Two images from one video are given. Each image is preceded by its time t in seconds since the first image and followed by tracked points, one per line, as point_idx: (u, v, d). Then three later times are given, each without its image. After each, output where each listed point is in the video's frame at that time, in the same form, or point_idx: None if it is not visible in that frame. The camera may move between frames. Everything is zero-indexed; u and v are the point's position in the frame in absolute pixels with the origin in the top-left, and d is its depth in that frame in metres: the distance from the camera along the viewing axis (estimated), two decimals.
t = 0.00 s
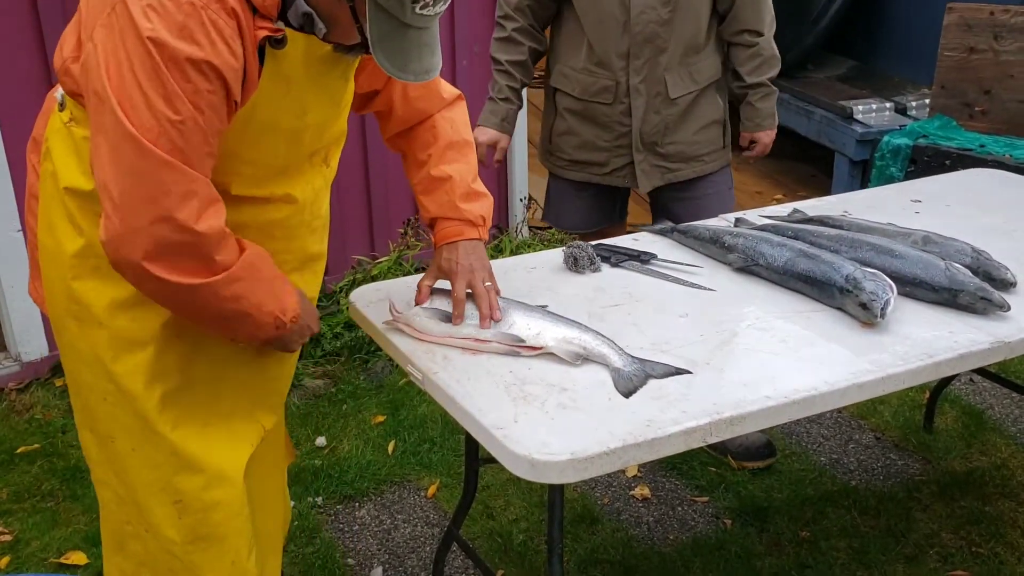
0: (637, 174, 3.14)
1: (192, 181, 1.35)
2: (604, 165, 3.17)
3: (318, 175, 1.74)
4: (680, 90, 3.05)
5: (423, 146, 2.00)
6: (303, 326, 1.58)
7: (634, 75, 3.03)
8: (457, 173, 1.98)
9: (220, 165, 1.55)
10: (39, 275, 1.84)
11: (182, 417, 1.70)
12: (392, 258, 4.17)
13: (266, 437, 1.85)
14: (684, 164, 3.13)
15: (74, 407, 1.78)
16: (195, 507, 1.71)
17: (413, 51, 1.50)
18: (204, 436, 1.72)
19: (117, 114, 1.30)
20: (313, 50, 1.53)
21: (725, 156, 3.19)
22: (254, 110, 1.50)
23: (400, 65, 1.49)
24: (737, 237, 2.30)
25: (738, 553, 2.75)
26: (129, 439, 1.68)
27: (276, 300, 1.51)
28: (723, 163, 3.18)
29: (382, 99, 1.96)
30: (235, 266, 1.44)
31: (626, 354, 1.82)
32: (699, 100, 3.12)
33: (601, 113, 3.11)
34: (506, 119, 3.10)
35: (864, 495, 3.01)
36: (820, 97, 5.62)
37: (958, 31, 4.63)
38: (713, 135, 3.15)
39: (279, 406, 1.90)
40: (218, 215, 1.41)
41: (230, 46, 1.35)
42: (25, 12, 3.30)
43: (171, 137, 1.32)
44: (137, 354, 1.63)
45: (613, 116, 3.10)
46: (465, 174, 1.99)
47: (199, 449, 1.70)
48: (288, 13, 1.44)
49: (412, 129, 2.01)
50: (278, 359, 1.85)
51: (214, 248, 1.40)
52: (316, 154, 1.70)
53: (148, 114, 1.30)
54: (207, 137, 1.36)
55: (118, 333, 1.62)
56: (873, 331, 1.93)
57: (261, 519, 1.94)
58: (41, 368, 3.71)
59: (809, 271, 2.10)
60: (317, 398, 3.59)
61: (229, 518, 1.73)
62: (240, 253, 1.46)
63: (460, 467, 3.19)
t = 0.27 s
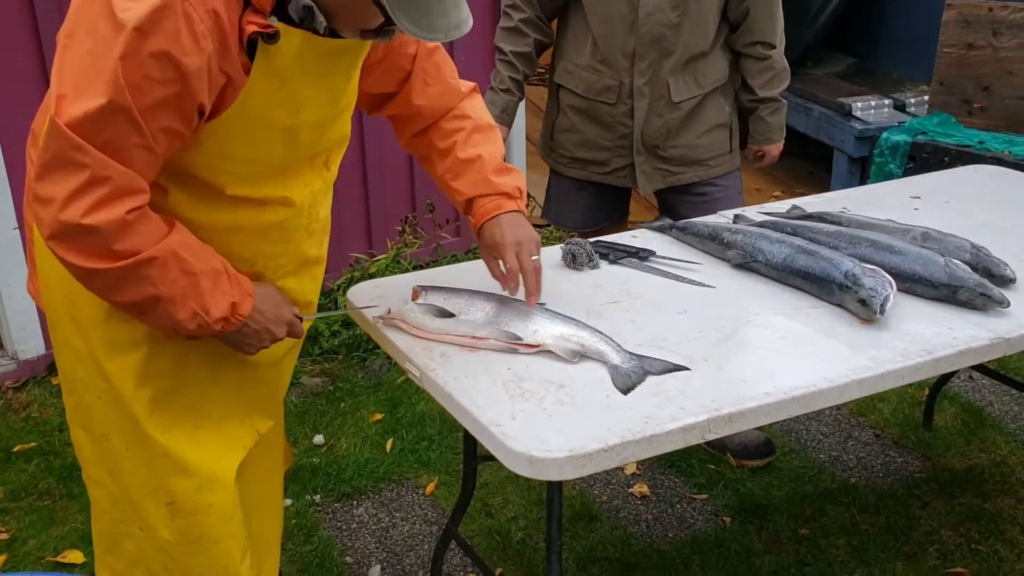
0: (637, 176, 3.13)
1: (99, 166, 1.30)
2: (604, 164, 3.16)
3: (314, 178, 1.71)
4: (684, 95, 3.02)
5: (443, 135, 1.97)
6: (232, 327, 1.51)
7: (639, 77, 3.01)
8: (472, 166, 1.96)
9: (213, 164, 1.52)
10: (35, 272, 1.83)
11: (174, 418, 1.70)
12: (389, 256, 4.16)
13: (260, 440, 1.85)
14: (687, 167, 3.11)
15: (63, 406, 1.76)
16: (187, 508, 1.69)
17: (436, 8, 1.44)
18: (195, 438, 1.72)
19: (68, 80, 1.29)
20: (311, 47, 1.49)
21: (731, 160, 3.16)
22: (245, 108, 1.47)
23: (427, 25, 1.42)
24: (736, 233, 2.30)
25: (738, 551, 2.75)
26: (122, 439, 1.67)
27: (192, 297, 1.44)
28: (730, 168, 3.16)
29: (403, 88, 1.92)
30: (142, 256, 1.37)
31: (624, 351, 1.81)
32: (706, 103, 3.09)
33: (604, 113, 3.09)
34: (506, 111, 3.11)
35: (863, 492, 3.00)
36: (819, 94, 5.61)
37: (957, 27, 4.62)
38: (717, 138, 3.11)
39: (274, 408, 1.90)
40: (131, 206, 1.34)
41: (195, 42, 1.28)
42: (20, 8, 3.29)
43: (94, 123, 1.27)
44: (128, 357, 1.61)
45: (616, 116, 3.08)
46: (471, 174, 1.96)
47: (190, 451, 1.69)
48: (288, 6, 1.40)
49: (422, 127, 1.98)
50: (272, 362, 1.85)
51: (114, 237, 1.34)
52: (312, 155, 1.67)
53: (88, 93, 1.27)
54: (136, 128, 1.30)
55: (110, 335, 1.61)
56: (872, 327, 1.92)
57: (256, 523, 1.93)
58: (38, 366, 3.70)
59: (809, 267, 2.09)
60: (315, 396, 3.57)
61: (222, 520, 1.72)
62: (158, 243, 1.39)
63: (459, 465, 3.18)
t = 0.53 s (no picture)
0: (653, 181, 3.05)
1: (46, 155, 1.27)
2: (618, 167, 3.08)
3: (319, 188, 1.63)
4: (703, 100, 2.94)
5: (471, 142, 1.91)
6: (187, 341, 1.42)
7: (658, 81, 2.92)
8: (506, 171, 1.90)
9: (198, 168, 1.45)
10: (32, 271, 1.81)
11: (161, 424, 1.65)
12: (387, 256, 4.17)
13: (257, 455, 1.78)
14: (704, 174, 3.04)
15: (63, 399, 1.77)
16: (165, 513, 1.66)
17: None
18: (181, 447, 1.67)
19: (22, 67, 1.28)
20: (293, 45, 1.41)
21: (749, 169, 3.09)
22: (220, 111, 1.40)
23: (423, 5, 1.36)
24: (734, 233, 2.29)
25: (736, 551, 2.74)
26: (109, 437, 1.66)
27: (140, 302, 1.36)
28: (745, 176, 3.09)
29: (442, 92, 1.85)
30: (90, 253, 1.32)
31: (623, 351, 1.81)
32: (726, 110, 3.01)
33: (620, 115, 3.01)
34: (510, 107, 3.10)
35: (862, 493, 3.00)
36: (817, 94, 5.61)
37: (955, 28, 4.62)
38: (736, 146, 3.05)
39: (278, 424, 1.83)
40: (78, 201, 1.30)
41: (148, 35, 1.26)
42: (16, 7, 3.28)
43: (42, 110, 1.25)
44: (116, 357, 1.60)
45: (633, 119, 2.99)
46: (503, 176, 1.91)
47: (174, 458, 1.65)
48: None
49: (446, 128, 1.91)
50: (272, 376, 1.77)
51: (59, 231, 1.30)
52: (314, 165, 1.59)
53: (36, 79, 1.26)
54: (83, 121, 1.27)
55: (100, 332, 1.60)
56: (870, 327, 1.92)
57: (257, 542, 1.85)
58: (35, 366, 3.69)
59: (808, 267, 2.08)
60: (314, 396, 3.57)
61: (203, 529, 1.68)
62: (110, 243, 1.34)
63: (456, 465, 3.17)
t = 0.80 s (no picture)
0: (668, 178, 3.03)
1: (24, 180, 1.23)
2: (635, 163, 3.06)
3: (329, 204, 1.56)
4: (729, 100, 2.90)
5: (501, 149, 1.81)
6: (168, 366, 1.41)
7: (683, 76, 2.88)
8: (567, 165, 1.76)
9: (191, 187, 1.41)
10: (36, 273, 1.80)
11: (171, 440, 1.61)
12: (386, 254, 4.17)
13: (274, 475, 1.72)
14: (718, 174, 3.03)
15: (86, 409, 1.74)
16: (172, 529, 1.63)
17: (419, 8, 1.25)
18: (189, 467, 1.61)
19: None
20: (286, 70, 1.34)
21: (763, 171, 3.09)
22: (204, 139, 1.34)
23: (409, 30, 1.25)
24: (733, 231, 2.29)
25: (734, 549, 2.75)
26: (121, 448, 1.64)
27: (119, 328, 1.35)
28: (761, 178, 3.08)
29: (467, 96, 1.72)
30: (67, 278, 1.30)
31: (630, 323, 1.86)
32: (746, 113, 2.98)
33: (642, 109, 2.97)
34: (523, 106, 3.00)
35: (860, 491, 3.00)
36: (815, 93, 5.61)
37: (953, 26, 4.62)
38: (753, 149, 3.03)
39: (299, 441, 1.76)
40: (53, 227, 1.27)
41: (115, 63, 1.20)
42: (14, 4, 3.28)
43: (18, 134, 1.22)
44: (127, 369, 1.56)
45: (655, 114, 2.96)
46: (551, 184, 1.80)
47: (183, 477, 1.60)
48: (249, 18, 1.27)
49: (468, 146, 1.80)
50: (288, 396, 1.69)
51: (36, 255, 1.27)
52: (319, 180, 1.52)
53: (9, 101, 1.22)
54: (56, 147, 1.23)
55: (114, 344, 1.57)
56: (869, 325, 1.92)
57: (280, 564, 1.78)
58: (34, 364, 3.69)
59: (806, 265, 2.09)
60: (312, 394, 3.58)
61: (212, 550, 1.63)
62: (87, 270, 1.31)
63: (455, 463, 3.18)
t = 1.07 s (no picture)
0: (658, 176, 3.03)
1: (34, 194, 1.19)
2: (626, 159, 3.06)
3: (342, 174, 1.53)
4: (722, 103, 2.88)
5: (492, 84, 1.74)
6: (204, 372, 1.37)
7: (678, 75, 2.88)
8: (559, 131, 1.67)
9: (209, 178, 1.37)
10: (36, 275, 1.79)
11: (203, 446, 1.57)
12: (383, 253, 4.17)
13: (313, 464, 1.70)
14: (708, 176, 3.01)
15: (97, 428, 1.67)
16: (212, 538, 1.61)
17: None
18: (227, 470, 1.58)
19: None
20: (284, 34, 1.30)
21: (755, 173, 3.06)
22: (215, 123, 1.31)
23: None
24: (731, 229, 2.29)
25: (732, 548, 2.74)
26: (146, 466, 1.59)
27: (147, 338, 1.31)
28: (751, 181, 3.06)
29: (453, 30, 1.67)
30: (90, 292, 1.26)
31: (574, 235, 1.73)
32: (742, 115, 2.94)
33: (638, 106, 2.97)
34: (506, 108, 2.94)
35: (858, 490, 3.00)
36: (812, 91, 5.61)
37: (950, 25, 4.61)
38: (746, 153, 3.00)
39: (333, 428, 1.73)
40: (71, 239, 1.23)
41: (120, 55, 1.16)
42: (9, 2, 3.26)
43: (24, 148, 1.17)
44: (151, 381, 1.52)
45: (649, 111, 2.96)
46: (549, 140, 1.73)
47: (219, 480, 1.57)
48: None
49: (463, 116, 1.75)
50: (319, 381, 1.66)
51: (56, 272, 1.23)
52: (329, 150, 1.48)
53: (10, 115, 1.17)
54: (71, 156, 1.19)
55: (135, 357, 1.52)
56: (867, 324, 1.91)
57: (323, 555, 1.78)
58: (30, 363, 3.68)
59: (804, 264, 2.08)
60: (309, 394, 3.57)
61: (256, 547, 1.63)
62: (109, 280, 1.27)
63: (453, 462, 3.17)
